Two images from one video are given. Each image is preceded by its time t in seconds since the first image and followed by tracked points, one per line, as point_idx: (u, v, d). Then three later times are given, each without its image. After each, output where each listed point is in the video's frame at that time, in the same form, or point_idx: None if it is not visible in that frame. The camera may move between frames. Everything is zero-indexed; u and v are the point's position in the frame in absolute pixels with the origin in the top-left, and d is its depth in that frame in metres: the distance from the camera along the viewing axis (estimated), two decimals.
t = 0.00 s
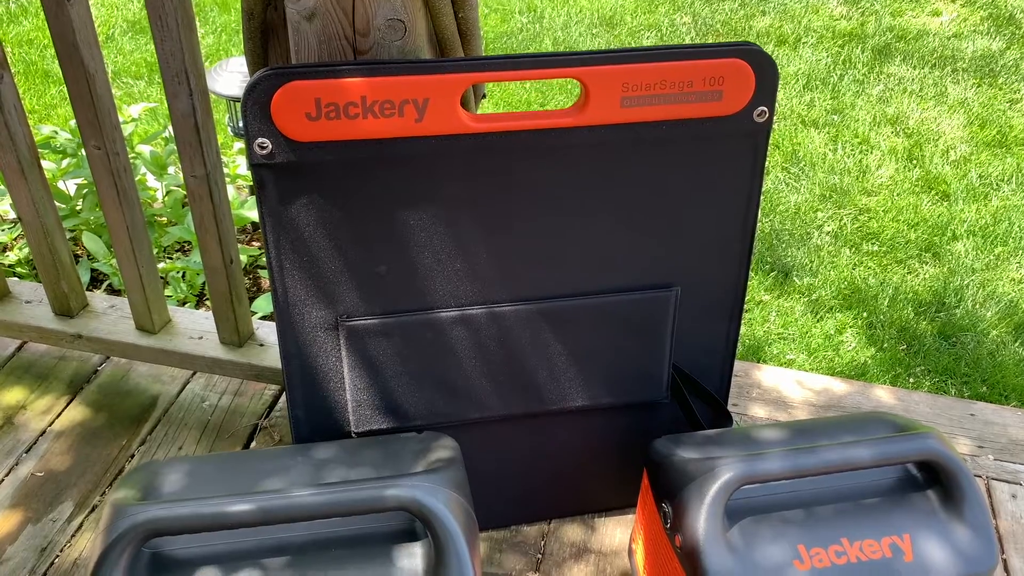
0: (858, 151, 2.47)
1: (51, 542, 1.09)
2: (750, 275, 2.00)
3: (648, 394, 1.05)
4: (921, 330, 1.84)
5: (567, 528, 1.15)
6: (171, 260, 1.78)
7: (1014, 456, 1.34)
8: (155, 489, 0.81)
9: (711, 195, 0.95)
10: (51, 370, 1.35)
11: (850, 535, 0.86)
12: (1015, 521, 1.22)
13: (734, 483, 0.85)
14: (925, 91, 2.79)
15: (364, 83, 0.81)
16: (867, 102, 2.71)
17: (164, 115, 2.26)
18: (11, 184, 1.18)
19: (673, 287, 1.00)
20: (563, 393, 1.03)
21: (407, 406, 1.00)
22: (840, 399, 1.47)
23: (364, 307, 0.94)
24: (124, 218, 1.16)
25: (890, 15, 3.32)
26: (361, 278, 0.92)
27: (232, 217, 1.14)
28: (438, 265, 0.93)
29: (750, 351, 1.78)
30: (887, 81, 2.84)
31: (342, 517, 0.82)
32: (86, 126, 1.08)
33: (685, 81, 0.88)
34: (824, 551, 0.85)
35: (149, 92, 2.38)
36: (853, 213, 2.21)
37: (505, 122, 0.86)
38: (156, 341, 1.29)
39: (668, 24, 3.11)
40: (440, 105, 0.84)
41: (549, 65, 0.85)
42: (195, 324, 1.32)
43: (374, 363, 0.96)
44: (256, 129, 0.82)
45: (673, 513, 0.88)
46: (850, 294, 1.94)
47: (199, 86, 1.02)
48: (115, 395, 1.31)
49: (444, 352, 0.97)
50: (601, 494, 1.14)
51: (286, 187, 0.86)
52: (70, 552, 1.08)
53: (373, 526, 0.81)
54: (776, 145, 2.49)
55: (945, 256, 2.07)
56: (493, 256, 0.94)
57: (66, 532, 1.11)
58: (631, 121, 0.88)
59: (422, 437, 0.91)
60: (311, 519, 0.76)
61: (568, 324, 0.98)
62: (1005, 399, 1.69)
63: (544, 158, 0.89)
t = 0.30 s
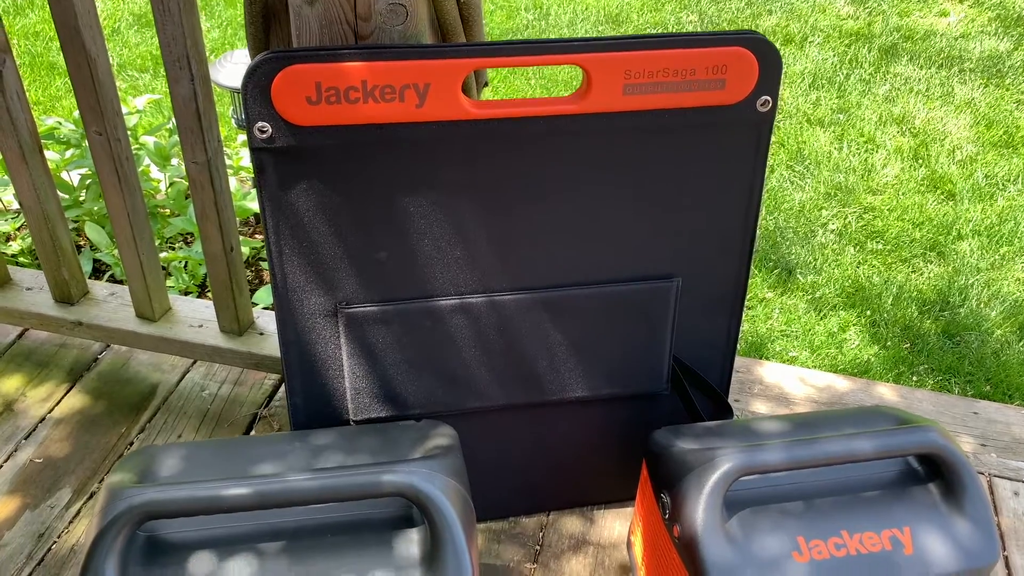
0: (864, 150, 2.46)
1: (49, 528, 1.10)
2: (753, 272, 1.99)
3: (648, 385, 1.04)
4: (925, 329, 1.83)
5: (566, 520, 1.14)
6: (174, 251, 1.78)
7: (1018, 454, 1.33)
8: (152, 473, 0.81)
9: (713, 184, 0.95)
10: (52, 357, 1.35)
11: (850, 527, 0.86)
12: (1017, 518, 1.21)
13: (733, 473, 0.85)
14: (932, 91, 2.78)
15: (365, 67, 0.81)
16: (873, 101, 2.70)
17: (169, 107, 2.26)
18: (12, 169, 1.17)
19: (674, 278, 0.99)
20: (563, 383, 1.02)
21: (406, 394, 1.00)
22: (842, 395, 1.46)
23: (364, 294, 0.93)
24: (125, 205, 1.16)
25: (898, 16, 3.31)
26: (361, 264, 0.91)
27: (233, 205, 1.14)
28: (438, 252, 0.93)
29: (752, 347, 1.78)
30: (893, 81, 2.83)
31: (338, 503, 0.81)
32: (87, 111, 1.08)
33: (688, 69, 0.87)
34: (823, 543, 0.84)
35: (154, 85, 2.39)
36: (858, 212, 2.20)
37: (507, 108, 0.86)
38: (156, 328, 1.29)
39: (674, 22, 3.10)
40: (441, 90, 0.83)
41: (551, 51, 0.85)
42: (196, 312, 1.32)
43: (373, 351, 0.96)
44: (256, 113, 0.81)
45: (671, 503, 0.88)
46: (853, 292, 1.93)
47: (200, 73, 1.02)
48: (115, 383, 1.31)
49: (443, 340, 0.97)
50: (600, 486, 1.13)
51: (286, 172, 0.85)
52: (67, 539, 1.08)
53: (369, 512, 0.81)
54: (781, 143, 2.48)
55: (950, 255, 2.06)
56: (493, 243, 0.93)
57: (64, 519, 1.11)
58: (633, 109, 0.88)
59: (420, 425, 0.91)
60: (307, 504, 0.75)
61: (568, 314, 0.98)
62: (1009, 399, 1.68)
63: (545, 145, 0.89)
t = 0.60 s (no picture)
0: (869, 149, 2.45)
1: (48, 511, 1.10)
2: (757, 269, 1.99)
3: (648, 375, 1.04)
4: (928, 328, 1.83)
5: (565, 510, 1.14)
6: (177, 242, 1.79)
7: (1019, 451, 1.32)
8: (150, 454, 0.81)
9: (715, 173, 0.94)
10: (53, 343, 1.35)
11: (847, 517, 0.85)
12: (1017, 514, 1.21)
13: (731, 462, 0.85)
14: (938, 92, 2.77)
15: (366, 50, 0.81)
16: (879, 102, 2.69)
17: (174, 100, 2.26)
18: (16, 153, 1.18)
19: (675, 268, 0.99)
20: (562, 371, 1.02)
21: (405, 381, 1.00)
22: (844, 392, 1.46)
23: (364, 279, 0.93)
24: (127, 189, 1.16)
25: (905, 17, 3.30)
26: (361, 249, 0.92)
27: (235, 191, 1.14)
28: (438, 238, 0.93)
29: (754, 344, 1.77)
30: (899, 81, 2.82)
31: (335, 485, 0.81)
32: (90, 95, 1.08)
33: (690, 56, 0.87)
34: (820, 532, 0.84)
35: (160, 77, 2.39)
36: (862, 211, 2.19)
37: (509, 93, 0.86)
38: (157, 315, 1.29)
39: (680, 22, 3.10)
40: (442, 74, 0.83)
41: (553, 36, 0.85)
42: (197, 299, 1.33)
43: (373, 336, 0.96)
44: (257, 95, 0.81)
45: (669, 491, 0.87)
46: (856, 290, 1.92)
47: (203, 57, 1.02)
48: (116, 369, 1.31)
49: (442, 327, 0.97)
50: (599, 477, 1.13)
51: (287, 155, 0.85)
52: (66, 522, 1.09)
53: (365, 495, 0.81)
54: (786, 142, 2.47)
55: (955, 255, 2.05)
56: (493, 230, 0.93)
57: (63, 502, 1.12)
58: (634, 96, 0.88)
59: (418, 410, 0.90)
60: (302, 486, 0.75)
61: (568, 302, 0.98)
62: (1012, 398, 1.67)
63: (546, 132, 0.89)
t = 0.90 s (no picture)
0: (877, 148, 2.44)
1: (53, 493, 1.11)
2: (763, 266, 1.98)
3: (652, 362, 1.04)
4: (935, 326, 1.82)
5: (568, 499, 1.14)
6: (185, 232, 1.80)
7: None
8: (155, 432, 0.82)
9: (721, 160, 0.94)
10: (60, 328, 1.36)
11: (851, 505, 0.85)
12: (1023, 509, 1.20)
13: (734, 447, 0.84)
14: (947, 92, 2.76)
15: (374, 31, 0.81)
16: (888, 102, 2.69)
17: (184, 92, 2.27)
18: (25, 137, 1.18)
19: (680, 255, 0.99)
20: (566, 358, 1.02)
21: (410, 365, 1.00)
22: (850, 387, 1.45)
23: (370, 263, 0.94)
24: (135, 173, 1.16)
25: (915, 18, 3.29)
26: (367, 232, 0.92)
27: (242, 176, 1.14)
28: (443, 221, 0.93)
29: (759, 340, 1.77)
30: (909, 82, 2.81)
31: (338, 465, 0.81)
32: (100, 79, 1.09)
33: (698, 41, 0.87)
34: (824, 519, 0.84)
35: (170, 71, 2.40)
36: (870, 209, 2.18)
37: (516, 77, 0.86)
38: (164, 300, 1.30)
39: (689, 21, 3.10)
40: (450, 56, 0.83)
41: (561, 20, 0.85)
42: (203, 285, 1.33)
43: (378, 320, 0.96)
44: (265, 75, 0.82)
45: (672, 477, 0.87)
46: (863, 288, 1.92)
47: (212, 41, 1.02)
48: (122, 354, 1.32)
49: (447, 311, 0.97)
50: (602, 465, 1.13)
51: (294, 136, 0.86)
52: (70, 504, 1.10)
53: (368, 475, 0.81)
54: (794, 140, 2.46)
55: (962, 254, 2.04)
56: (499, 214, 0.93)
57: (68, 484, 1.12)
58: (641, 81, 0.88)
59: (422, 393, 0.91)
60: (305, 463, 0.75)
61: (573, 288, 0.98)
62: (1018, 396, 1.67)
63: (553, 116, 0.89)
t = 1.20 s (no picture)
0: (887, 148, 2.44)
1: (61, 476, 1.12)
2: (771, 263, 1.97)
3: (659, 351, 1.04)
4: (943, 325, 1.81)
5: (573, 488, 1.14)
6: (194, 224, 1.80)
7: None
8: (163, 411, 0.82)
9: (730, 148, 0.94)
10: (70, 315, 1.37)
11: (857, 493, 0.85)
12: None
13: (740, 434, 0.84)
14: (958, 93, 2.75)
15: (385, 15, 0.81)
16: (898, 102, 2.68)
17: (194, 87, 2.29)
18: (38, 122, 1.19)
19: (688, 243, 0.99)
20: (573, 345, 1.02)
21: (416, 351, 1.00)
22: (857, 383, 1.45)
23: (378, 247, 0.94)
24: (146, 159, 1.17)
25: (925, 20, 3.28)
26: (376, 216, 0.92)
27: (252, 162, 1.15)
28: (451, 206, 0.93)
29: (767, 337, 1.77)
30: (919, 83, 2.80)
31: (344, 446, 0.82)
32: (112, 64, 1.09)
33: (707, 28, 0.87)
34: (829, 507, 0.83)
35: (181, 65, 2.41)
36: (878, 208, 2.18)
37: (526, 62, 0.86)
38: (173, 287, 1.30)
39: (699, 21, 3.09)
40: (459, 41, 0.84)
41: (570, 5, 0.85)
42: (212, 272, 1.34)
43: (385, 305, 0.97)
44: (275, 58, 0.82)
45: (678, 463, 0.87)
46: (871, 286, 1.91)
47: (224, 27, 1.03)
48: (131, 341, 1.33)
49: (454, 297, 0.97)
50: (608, 455, 1.13)
51: (304, 119, 0.86)
52: (78, 487, 1.10)
53: (373, 456, 0.81)
54: (803, 139, 2.46)
55: (971, 254, 2.03)
56: (507, 200, 0.94)
57: (76, 468, 1.13)
58: (650, 67, 0.88)
59: (429, 377, 0.91)
60: (312, 442, 0.76)
61: (580, 275, 0.98)
62: None
63: (562, 102, 0.89)
